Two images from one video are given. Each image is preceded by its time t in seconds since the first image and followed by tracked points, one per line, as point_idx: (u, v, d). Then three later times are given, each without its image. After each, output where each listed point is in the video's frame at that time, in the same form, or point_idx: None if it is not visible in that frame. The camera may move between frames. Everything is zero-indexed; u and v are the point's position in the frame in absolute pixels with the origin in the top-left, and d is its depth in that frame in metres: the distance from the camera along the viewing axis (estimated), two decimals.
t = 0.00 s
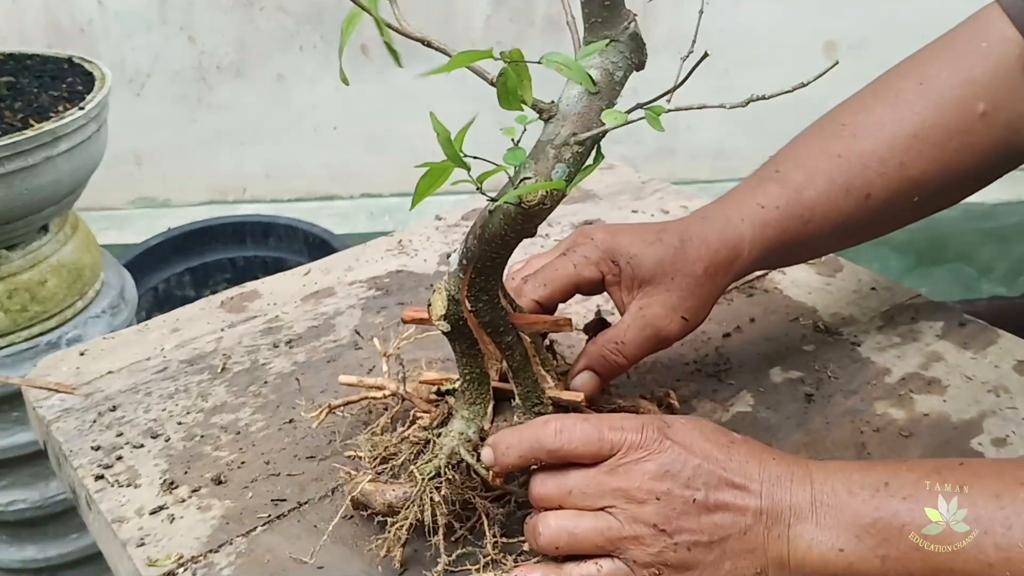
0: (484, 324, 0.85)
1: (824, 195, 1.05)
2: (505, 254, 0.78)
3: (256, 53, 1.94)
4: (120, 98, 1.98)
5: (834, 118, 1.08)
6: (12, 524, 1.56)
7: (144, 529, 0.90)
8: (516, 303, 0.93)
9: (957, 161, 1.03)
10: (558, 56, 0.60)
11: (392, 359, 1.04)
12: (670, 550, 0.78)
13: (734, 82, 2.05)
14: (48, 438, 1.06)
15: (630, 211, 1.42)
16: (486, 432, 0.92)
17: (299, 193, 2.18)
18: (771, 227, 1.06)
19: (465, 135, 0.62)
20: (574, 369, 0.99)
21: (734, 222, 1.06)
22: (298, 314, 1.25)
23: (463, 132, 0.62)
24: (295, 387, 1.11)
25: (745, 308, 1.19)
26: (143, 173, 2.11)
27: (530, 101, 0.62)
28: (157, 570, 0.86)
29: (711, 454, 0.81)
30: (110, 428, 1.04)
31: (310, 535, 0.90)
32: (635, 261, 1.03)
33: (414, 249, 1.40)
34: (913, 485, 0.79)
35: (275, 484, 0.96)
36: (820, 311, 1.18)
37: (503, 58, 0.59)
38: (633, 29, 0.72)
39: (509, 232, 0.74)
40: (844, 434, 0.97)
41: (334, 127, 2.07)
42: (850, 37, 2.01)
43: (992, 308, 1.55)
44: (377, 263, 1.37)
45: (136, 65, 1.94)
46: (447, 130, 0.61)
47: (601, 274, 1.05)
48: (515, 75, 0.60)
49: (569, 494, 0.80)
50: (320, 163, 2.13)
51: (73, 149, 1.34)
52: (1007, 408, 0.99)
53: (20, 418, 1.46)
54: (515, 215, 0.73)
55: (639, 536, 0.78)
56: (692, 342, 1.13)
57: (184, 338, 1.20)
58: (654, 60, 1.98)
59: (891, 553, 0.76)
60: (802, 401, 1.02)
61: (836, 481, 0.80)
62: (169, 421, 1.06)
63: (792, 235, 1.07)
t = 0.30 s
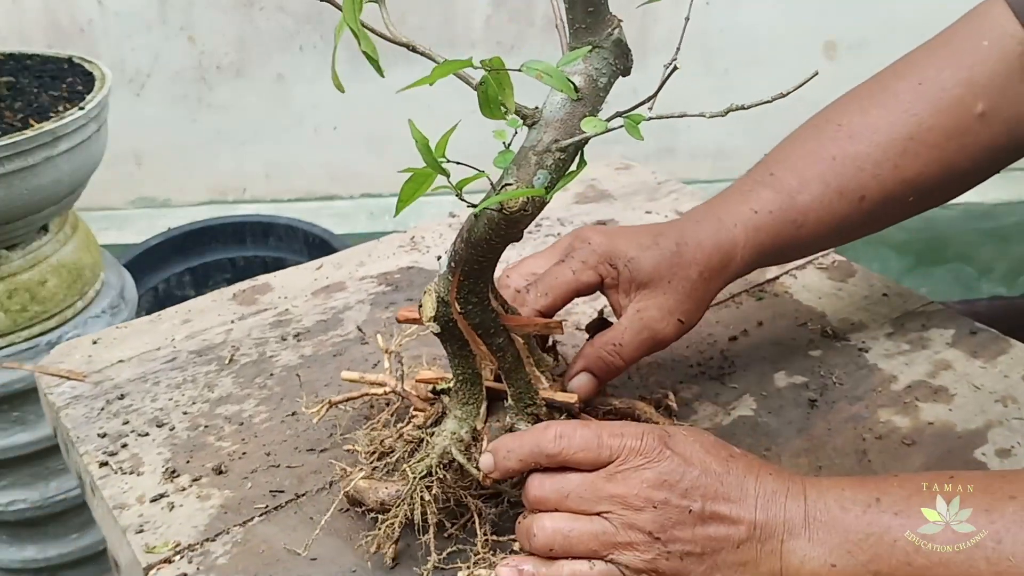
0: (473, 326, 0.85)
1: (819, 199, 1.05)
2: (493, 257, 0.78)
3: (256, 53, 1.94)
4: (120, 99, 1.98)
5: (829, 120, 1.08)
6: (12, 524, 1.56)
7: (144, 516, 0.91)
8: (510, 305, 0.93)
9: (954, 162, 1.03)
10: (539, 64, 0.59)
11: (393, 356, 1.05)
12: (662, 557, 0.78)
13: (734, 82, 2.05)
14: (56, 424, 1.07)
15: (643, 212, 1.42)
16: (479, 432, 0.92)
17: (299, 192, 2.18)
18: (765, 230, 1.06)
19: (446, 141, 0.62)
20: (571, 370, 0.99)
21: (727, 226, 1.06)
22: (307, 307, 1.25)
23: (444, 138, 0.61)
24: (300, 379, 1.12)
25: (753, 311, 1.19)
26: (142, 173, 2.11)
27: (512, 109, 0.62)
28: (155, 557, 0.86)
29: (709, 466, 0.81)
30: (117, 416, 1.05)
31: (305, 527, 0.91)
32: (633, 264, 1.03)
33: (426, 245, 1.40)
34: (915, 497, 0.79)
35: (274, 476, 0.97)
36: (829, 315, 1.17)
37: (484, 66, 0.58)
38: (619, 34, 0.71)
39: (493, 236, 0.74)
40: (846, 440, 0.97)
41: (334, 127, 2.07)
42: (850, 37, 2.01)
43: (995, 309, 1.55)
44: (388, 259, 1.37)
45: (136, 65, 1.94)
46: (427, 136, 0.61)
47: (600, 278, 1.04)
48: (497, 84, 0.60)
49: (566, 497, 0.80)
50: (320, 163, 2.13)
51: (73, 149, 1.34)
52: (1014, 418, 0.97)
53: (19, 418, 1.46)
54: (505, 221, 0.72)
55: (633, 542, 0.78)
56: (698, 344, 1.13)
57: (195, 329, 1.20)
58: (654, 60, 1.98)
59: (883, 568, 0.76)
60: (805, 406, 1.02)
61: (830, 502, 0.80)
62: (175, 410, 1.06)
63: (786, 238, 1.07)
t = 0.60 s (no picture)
0: (478, 318, 0.85)
1: (843, 207, 1.02)
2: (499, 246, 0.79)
3: (256, 53, 1.94)
4: (120, 99, 1.98)
5: (846, 124, 1.04)
6: (12, 524, 1.56)
7: (144, 507, 0.92)
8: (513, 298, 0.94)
9: (975, 161, 1.00)
10: (550, 54, 0.60)
11: (396, 347, 1.04)
12: (653, 538, 0.76)
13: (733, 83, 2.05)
14: (64, 414, 1.08)
15: (653, 212, 1.42)
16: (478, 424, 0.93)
17: (299, 192, 2.18)
18: (785, 239, 1.04)
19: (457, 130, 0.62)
20: (587, 378, 0.98)
21: (746, 236, 1.04)
22: (314, 303, 1.25)
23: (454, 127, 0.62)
24: (304, 374, 1.12)
25: (760, 313, 1.19)
26: (142, 174, 2.11)
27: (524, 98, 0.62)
28: (153, 548, 0.87)
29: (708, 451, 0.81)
30: (122, 407, 1.06)
31: (303, 520, 0.91)
32: (657, 275, 1.01)
33: (435, 242, 1.40)
34: (912, 480, 0.78)
35: (274, 469, 0.97)
36: (836, 319, 1.16)
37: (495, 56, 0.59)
38: (631, 30, 0.71)
39: (498, 224, 0.75)
40: (847, 445, 0.97)
41: (334, 127, 2.06)
42: (850, 37, 2.01)
43: (997, 309, 1.54)
44: (396, 257, 1.37)
45: (136, 65, 1.94)
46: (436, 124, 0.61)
47: (621, 284, 1.04)
48: (509, 73, 0.61)
49: (556, 482, 0.80)
50: (320, 163, 2.13)
51: (73, 149, 1.34)
52: (1019, 426, 0.97)
53: (19, 418, 1.46)
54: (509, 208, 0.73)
55: (623, 523, 0.77)
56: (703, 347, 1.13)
57: (202, 323, 1.21)
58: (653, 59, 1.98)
59: (877, 548, 0.75)
60: (807, 410, 1.02)
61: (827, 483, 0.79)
62: (179, 402, 1.07)
63: (807, 246, 1.05)
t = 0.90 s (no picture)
0: (514, 293, 0.84)
1: (805, 153, 1.09)
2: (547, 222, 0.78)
3: (256, 53, 1.94)
4: (120, 99, 1.98)
5: (823, 78, 1.11)
6: (12, 524, 1.56)
7: (145, 501, 0.92)
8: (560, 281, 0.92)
9: (936, 124, 1.07)
10: (584, 21, 0.55)
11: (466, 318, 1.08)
12: (596, 533, 0.76)
13: (733, 83, 2.05)
14: (67, 409, 1.09)
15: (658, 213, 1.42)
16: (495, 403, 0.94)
17: (299, 192, 2.18)
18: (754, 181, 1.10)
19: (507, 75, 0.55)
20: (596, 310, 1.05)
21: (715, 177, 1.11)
22: (318, 300, 1.25)
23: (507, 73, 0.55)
24: (307, 371, 1.12)
25: (762, 315, 1.19)
26: (143, 173, 2.11)
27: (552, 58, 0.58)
28: (152, 542, 0.87)
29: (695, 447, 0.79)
30: (125, 403, 1.07)
31: (301, 516, 0.91)
32: (648, 209, 1.07)
33: (440, 241, 1.40)
34: (898, 471, 0.74)
35: (273, 466, 0.97)
36: (839, 322, 1.16)
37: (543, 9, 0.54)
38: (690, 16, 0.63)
39: (549, 201, 0.73)
40: (847, 447, 0.97)
41: (334, 127, 2.06)
42: (850, 36, 2.01)
43: (999, 309, 1.54)
44: (402, 255, 1.37)
45: (136, 65, 1.94)
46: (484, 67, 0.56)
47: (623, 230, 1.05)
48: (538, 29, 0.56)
49: (515, 462, 0.83)
50: (320, 163, 2.13)
51: (73, 149, 1.34)
52: (1022, 430, 0.96)
53: (19, 418, 1.46)
54: (552, 183, 0.71)
55: (567, 513, 0.77)
56: (706, 348, 1.13)
57: (207, 319, 1.21)
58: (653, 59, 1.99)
59: (863, 553, 0.70)
60: (807, 413, 1.02)
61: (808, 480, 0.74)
62: (182, 398, 1.07)
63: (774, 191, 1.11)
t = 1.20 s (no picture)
0: (481, 314, 0.84)
1: (764, 177, 1.07)
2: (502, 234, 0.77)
3: (256, 53, 1.94)
4: (120, 99, 1.98)
5: (781, 102, 1.11)
6: (12, 525, 1.56)
7: (146, 495, 0.93)
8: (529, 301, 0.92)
9: (898, 144, 1.05)
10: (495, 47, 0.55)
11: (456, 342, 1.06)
12: (777, 485, 0.76)
13: (733, 83, 2.05)
14: (73, 402, 1.09)
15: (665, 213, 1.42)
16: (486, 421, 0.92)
17: (299, 192, 2.18)
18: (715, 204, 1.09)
19: (429, 106, 0.55)
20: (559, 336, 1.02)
21: (675, 204, 1.09)
22: (324, 297, 1.26)
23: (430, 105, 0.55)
24: (310, 368, 1.12)
25: (766, 317, 1.18)
26: (143, 173, 2.11)
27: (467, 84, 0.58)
28: (152, 535, 0.87)
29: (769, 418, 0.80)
30: (129, 397, 1.07)
31: (300, 512, 0.91)
32: (605, 235, 1.06)
33: (446, 240, 1.40)
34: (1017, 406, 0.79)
35: (274, 461, 0.97)
36: (844, 324, 1.16)
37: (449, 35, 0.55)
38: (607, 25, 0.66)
39: (500, 218, 0.73)
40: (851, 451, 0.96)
41: (334, 127, 2.06)
42: (850, 37, 2.01)
43: (1003, 310, 1.54)
44: (408, 253, 1.37)
45: (136, 65, 1.94)
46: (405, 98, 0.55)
47: (578, 252, 1.06)
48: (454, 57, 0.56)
49: (668, 445, 0.78)
50: (320, 163, 2.13)
51: (73, 149, 1.34)
52: None
53: (19, 418, 1.46)
54: (504, 199, 0.71)
55: (747, 474, 0.76)
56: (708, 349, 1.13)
57: (213, 315, 1.22)
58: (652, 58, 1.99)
59: (981, 478, 0.76)
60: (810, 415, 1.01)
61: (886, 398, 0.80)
62: (185, 393, 1.07)
63: (735, 214, 1.09)
